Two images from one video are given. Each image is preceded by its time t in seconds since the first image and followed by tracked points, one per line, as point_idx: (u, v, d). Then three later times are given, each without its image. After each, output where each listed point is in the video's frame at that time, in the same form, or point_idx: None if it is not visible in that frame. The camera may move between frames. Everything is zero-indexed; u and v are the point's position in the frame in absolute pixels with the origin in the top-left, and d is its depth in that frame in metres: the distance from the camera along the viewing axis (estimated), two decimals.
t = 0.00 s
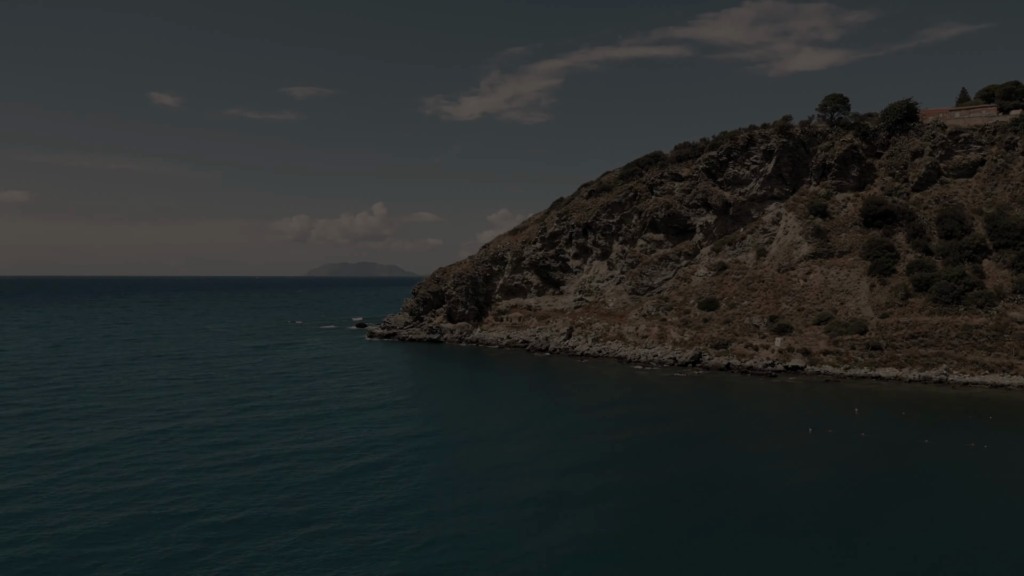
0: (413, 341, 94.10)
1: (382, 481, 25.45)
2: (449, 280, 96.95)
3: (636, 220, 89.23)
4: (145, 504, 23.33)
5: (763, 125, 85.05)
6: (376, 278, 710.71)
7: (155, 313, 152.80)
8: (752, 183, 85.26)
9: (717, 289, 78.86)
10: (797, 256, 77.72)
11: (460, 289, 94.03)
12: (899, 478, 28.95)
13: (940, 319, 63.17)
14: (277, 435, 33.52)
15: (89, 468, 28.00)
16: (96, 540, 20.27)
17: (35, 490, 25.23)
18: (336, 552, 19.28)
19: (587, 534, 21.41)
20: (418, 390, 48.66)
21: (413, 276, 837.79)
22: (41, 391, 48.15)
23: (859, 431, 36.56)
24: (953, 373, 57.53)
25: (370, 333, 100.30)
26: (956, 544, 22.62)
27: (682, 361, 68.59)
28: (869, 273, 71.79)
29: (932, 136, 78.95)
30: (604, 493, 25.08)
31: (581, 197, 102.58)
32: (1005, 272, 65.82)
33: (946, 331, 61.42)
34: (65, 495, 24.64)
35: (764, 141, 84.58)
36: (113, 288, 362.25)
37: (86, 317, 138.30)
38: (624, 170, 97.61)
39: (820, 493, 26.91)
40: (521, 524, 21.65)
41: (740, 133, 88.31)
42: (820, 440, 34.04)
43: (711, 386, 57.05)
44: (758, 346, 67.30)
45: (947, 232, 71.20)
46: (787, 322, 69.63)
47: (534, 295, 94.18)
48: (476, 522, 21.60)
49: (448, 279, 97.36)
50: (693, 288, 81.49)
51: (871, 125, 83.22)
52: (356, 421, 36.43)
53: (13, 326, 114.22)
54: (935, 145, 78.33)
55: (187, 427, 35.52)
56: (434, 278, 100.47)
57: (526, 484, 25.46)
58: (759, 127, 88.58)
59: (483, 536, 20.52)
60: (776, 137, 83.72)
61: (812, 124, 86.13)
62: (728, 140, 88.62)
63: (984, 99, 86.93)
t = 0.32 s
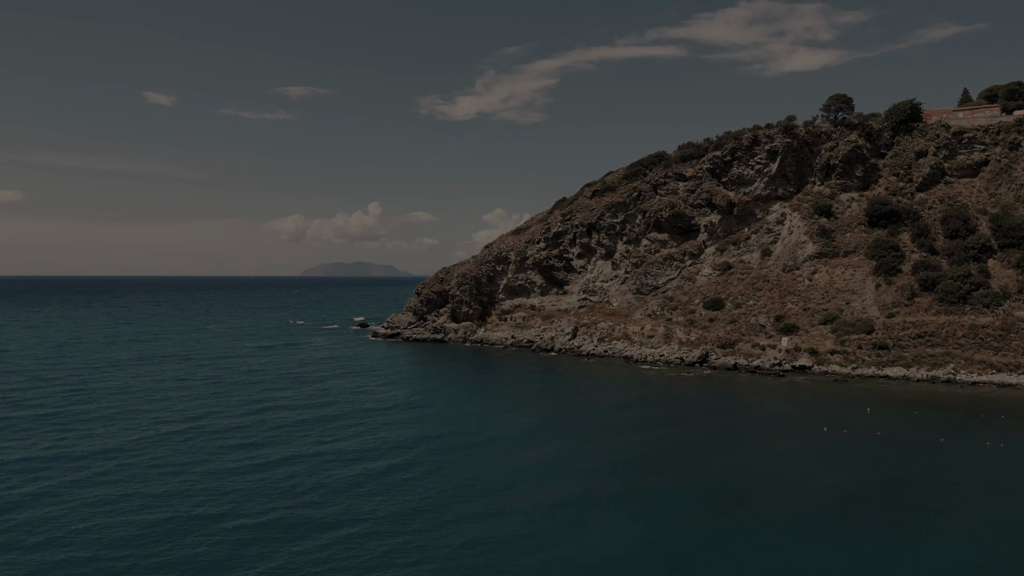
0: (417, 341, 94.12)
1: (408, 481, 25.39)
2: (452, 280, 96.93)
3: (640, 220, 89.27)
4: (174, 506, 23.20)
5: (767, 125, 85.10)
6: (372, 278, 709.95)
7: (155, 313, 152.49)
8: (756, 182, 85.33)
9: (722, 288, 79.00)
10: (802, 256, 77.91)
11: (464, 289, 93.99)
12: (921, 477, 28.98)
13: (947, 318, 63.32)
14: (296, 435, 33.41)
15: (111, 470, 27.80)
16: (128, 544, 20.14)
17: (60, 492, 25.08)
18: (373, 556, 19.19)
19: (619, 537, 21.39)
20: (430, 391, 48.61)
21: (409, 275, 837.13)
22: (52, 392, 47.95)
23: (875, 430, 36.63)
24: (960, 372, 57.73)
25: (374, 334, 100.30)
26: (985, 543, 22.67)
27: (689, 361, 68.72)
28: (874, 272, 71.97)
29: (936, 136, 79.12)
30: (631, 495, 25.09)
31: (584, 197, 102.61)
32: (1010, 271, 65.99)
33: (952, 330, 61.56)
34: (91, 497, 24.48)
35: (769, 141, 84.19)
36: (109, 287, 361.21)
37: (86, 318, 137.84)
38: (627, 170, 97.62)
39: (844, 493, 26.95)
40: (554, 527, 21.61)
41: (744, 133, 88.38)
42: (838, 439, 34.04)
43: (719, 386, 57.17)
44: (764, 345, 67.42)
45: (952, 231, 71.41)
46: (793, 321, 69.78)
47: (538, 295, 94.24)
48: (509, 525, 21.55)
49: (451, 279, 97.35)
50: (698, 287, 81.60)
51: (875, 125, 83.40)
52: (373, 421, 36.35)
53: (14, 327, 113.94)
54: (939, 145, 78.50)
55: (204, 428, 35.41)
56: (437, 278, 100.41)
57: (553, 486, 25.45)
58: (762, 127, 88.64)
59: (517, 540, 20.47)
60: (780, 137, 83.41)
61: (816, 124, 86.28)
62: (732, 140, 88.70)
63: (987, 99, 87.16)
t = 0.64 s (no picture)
0: (422, 341, 94.09)
1: (436, 483, 25.30)
2: (456, 280, 96.80)
3: (645, 220, 89.31)
4: (202, 508, 23.00)
5: (771, 125, 85.19)
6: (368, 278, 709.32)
7: (155, 314, 152.11)
8: (760, 182, 85.45)
9: (727, 288, 79.09)
10: (807, 256, 78.02)
11: (468, 289, 93.90)
12: (945, 477, 28.94)
13: (953, 318, 63.41)
14: (315, 436, 33.23)
15: (133, 472, 27.59)
16: (160, 547, 19.95)
17: (85, 494, 24.86)
18: (410, 559, 19.05)
19: (653, 541, 21.29)
20: (442, 391, 48.50)
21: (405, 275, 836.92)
22: (62, 393, 47.68)
23: (891, 429, 36.70)
24: (968, 371, 57.87)
25: (377, 334, 100.15)
26: (1015, 542, 22.61)
27: (696, 361, 68.78)
28: (879, 272, 72.08)
29: (940, 136, 79.34)
30: (659, 497, 25.01)
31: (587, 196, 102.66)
32: (1016, 271, 66.15)
33: (959, 330, 61.70)
34: (118, 499, 24.25)
35: (773, 141, 84.41)
36: (106, 287, 360.21)
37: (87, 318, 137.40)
38: (631, 170, 97.69)
39: (869, 492, 26.91)
40: (587, 531, 21.51)
41: (748, 133, 88.47)
42: (857, 439, 34.04)
43: (729, 386, 57.21)
44: (771, 345, 67.49)
45: (957, 231, 71.62)
46: (799, 321, 69.88)
47: (542, 295, 94.32)
48: (542, 528, 21.44)
49: (455, 278, 97.23)
50: (702, 287, 81.67)
51: (879, 125, 83.53)
52: (390, 421, 36.19)
53: (16, 327, 113.55)
54: (943, 146, 78.73)
55: (221, 428, 35.20)
56: (441, 278, 100.27)
57: (580, 488, 25.36)
58: (766, 127, 88.76)
59: (553, 545, 20.35)
60: (784, 137, 83.60)
61: (819, 124, 86.44)
62: (737, 140, 88.76)
63: (990, 99, 87.42)
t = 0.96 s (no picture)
0: (425, 341, 93.95)
1: (464, 484, 25.24)
2: (460, 279, 96.75)
3: (649, 220, 89.40)
4: (233, 507, 22.78)
5: (776, 125, 85.37)
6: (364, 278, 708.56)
7: (154, 313, 151.61)
8: (764, 182, 85.59)
9: (732, 288, 79.20)
10: (812, 255, 78.15)
11: (472, 288, 93.85)
12: (968, 476, 28.99)
13: (960, 317, 63.52)
14: (335, 435, 33.08)
15: (157, 471, 27.34)
16: (195, 545, 19.78)
17: (114, 490, 24.64)
18: (452, 560, 18.89)
19: (688, 545, 21.25)
20: (455, 392, 48.41)
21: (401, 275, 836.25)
22: (72, 393, 47.39)
23: (906, 429, 36.84)
24: (975, 371, 58.07)
25: (381, 334, 100.03)
26: None
27: (704, 361, 68.81)
28: (885, 272, 72.22)
29: (944, 136, 79.58)
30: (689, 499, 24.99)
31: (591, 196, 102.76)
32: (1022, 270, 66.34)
33: (966, 329, 61.88)
34: (146, 497, 23.98)
35: (777, 141, 84.62)
36: (103, 287, 359.54)
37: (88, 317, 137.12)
38: (635, 170, 97.74)
39: (895, 492, 26.91)
40: (624, 534, 21.47)
41: (753, 132, 88.61)
42: (873, 439, 34.17)
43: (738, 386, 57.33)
44: (778, 345, 67.62)
45: (962, 231, 71.83)
46: (806, 320, 70.02)
47: (545, 294, 94.34)
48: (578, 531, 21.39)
49: (459, 278, 97.14)
50: (707, 287, 81.75)
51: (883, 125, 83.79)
52: (407, 421, 36.04)
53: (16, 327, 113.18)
54: (947, 145, 78.98)
55: (240, 429, 34.96)
56: (444, 278, 100.20)
57: (608, 490, 25.30)
58: (770, 127, 88.94)
59: (591, 549, 20.27)
60: (789, 137, 83.85)
61: (823, 124, 86.65)
62: (741, 139, 88.88)
63: (992, 99, 87.71)
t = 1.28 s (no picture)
0: (429, 341, 93.80)
1: (488, 480, 25.29)
2: (464, 279, 96.71)
3: (653, 220, 89.46)
4: (263, 509, 22.53)
5: (780, 125, 85.44)
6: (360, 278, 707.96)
7: (153, 313, 151.05)
8: (769, 182, 85.70)
9: (737, 287, 79.31)
10: (817, 255, 78.27)
11: (477, 288, 93.84)
12: (992, 475, 28.89)
13: (966, 317, 63.62)
14: (356, 435, 32.85)
15: (181, 473, 27.09)
16: (230, 545, 19.71)
17: (140, 493, 24.39)
18: (491, 560, 18.87)
19: (718, 540, 21.31)
20: (467, 392, 48.31)
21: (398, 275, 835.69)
22: (84, 394, 47.17)
23: (923, 429, 36.86)
24: (983, 370, 58.24)
25: (385, 334, 99.97)
26: None
27: (711, 361, 68.85)
28: (891, 272, 72.35)
29: (948, 136, 79.80)
30: (718, 496, 24.85)
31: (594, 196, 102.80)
32: None
33: (973, 329, 61.98)
34: (174, 500, 23.71)
35: (782, 141, 84.72)
36: (100, 286, 358.87)
37: (89, 318, 136.95)
38: (639, 170, 97.77)
39: (922, 491, 26.78)
40: (658, 535, 21.31)
41: (757, 133, 88.68)
42: (889, 438, 34.26)
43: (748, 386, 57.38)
44: (785, 344, 67.70)
45: (967, 231, 72.01)
46: (812, 320, 70.12)
47: (549, 294, 94.42)
48: (613, 532, 21.21)
49: (463, 278, 97.10)
50: (712, 287, 81.83)
51: (887, 125, 84.05)
52: (426, 421, 35.90)
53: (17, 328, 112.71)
54: (951, 146, 79.23)
55: (258, 430, 34.73)
56: (448, 278, 100.09)
57: (631, 485, 25.39)
58: (775, 127, 89.01)
59: (629, 551, 20.10)
60: (793, 137, 83.98)
61: (828, 125, 86.77)
62: (745, 139, 88.96)
63: (995, 99, 87.97)
